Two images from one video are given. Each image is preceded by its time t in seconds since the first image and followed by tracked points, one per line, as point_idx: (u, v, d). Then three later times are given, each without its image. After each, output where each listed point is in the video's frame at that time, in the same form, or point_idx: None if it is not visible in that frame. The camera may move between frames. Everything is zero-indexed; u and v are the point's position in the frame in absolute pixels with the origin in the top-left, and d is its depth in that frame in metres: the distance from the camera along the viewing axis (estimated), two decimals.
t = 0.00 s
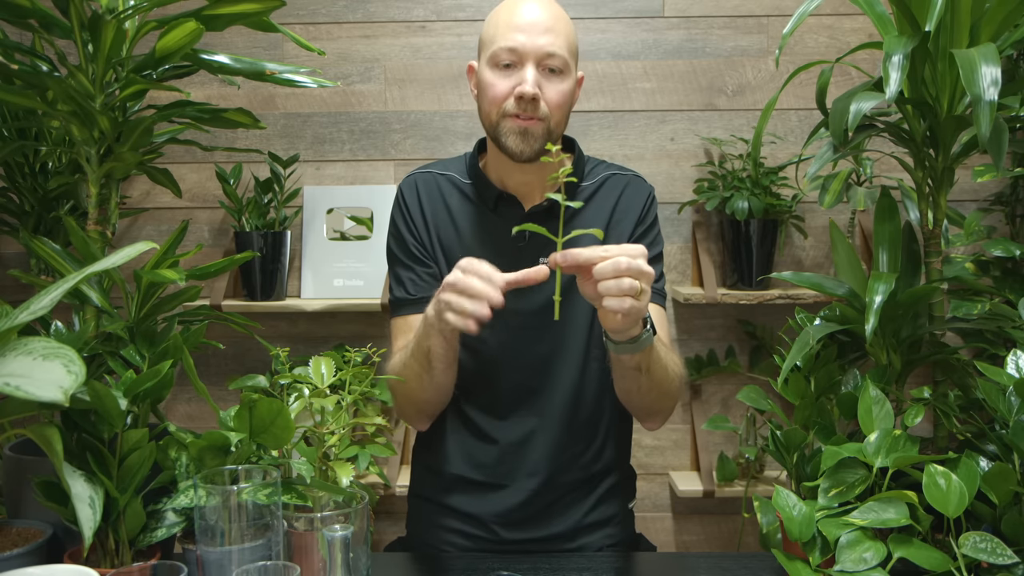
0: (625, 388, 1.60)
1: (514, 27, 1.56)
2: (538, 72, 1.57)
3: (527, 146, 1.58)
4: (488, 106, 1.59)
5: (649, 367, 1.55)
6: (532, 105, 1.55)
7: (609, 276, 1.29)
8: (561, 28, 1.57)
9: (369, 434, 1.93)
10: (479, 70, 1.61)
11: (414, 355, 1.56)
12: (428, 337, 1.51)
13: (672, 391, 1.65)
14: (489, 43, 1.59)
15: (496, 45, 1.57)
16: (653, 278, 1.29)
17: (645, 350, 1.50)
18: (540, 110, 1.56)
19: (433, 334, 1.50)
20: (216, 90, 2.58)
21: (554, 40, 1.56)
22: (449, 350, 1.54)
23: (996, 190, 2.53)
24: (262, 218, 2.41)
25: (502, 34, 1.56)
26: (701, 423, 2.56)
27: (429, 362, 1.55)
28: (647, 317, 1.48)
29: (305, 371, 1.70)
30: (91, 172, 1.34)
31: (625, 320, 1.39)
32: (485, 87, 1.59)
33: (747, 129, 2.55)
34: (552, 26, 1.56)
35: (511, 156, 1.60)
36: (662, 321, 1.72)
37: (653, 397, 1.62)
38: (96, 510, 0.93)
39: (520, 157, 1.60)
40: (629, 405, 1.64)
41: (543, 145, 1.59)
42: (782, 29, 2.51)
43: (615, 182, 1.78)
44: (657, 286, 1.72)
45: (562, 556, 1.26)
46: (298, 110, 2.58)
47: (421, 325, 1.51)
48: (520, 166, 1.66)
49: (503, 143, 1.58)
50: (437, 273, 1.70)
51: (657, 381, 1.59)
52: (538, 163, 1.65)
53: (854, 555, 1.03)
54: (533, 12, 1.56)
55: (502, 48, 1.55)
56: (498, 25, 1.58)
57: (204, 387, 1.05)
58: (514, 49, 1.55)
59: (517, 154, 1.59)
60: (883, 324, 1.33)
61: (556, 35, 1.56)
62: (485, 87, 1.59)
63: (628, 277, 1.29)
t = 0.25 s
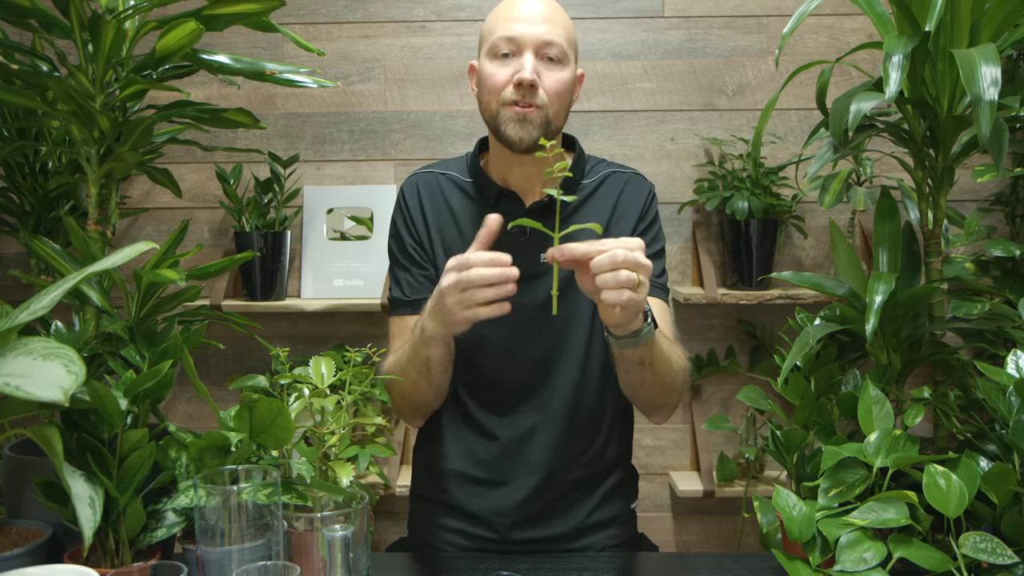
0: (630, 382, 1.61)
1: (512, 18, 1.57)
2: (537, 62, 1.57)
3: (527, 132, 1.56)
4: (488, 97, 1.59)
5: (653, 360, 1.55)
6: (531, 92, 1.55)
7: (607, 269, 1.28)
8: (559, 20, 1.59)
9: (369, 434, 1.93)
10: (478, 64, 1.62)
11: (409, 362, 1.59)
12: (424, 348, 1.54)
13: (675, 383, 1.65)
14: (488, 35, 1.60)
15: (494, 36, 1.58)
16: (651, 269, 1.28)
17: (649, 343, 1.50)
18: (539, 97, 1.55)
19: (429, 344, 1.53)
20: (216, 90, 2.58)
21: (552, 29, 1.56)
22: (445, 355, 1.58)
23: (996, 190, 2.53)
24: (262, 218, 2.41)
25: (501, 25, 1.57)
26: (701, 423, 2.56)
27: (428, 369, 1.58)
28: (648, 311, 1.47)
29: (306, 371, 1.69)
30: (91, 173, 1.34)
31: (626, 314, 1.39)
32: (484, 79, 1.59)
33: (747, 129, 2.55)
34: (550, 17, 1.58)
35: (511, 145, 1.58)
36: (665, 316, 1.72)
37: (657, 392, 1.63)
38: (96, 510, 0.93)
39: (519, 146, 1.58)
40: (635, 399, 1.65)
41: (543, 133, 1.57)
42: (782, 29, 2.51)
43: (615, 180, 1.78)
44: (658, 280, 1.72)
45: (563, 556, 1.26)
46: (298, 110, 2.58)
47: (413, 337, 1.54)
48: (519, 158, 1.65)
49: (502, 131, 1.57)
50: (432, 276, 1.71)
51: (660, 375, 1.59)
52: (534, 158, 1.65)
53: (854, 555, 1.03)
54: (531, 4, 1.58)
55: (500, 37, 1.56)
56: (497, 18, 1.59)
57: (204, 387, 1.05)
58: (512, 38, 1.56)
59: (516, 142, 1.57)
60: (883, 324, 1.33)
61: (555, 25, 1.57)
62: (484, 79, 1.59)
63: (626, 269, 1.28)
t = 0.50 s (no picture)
0: (636, 382, 1.62)
1: (510, 18, 1.57)
2: (535, 62, 1.57)
3: (526, 132, 1.55)
4: (487, 99, 1.59)
5: (659, 361, 1.56)
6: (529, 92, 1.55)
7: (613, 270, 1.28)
8: (556, 19, 1.58)
9: (369, 434, 1.93)
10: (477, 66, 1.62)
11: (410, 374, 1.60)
12: (422, 361, 1.57)
13: (684, 382, 1.65)
14: (485, 37, 1.60)
15: (492, 37, 1.58)
16: (655, 270, 1.28)
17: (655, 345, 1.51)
18: (537, 96, 1.55)
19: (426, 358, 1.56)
20: (216, 90, 2.58)
21: (550, 28, 1.56)
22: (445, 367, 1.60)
23: (996, 190, 2.53)
24: (262, 218, 2.41)
25: (498, 26, 1.58)
26: (701, 424, 2.56)
27: (429, 382, 1.60)
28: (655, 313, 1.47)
29: (305, 371, 1.70)
30: (91, 173, 1.34)
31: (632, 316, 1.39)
32: (482, 80, 1.60)
33: (747, 129, 2.55)
34: (548, 17, 1.58)
35: (510, 147, 1.57)
36: (670, 315, 1.72)
37: (664, 391, 1.63)
38: (96, 510, 0.93)
39: (518, 146, 1.57)
40: (641, 399, 1.66)
41: (542, 134, 1.56)
42: (782, 29, 2.51)
43: (616, 180, 1.78)
44: (662, 279, 1.72)
45: (563, 557, 1.26)
46: (298, 110, 2.58)
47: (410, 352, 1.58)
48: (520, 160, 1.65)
49: (501, 132, 1.56)
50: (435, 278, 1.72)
51: (668, 375, 1.60)
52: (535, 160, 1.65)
53: (854, 555, 1.03)
54: (528, 4, 1.58)
55: (497, 38, 1.56)
56: (494, 19, 1.60)
57: (204, 387, 1.05)
58: (510, 39, 1.56)
59: (515, 143, 1.56)
60: (883, 324, 1.33)
61: (552, 24, 1.57)
62: (482, 80, 1.60)
63: (632, 271, 1.28)
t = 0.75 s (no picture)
0: (640, 387, 1.60)
1: (509, 21, 1.56)
2: (536, 64, 1.57)
3: (529, 140, 1.57)
4: (487, 104, 1.60)
5: (662, 365, 1.55)
6: (532, 98, 1.57)
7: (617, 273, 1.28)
8: (558, 21, 1.58)
9: (369, 434, 1.93)
10: (477, 68, 1.62)
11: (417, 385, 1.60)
12: (430, 373, 1.57)
13: (685, 388, 1.65)
14: (485, 40, 1.59)
15: (492, 41, 1.57)
16: (660, 273, 1.29)
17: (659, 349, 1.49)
18: (541, 102, 1.57)
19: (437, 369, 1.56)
20: (216, 90, 2.58)
21: (550, 30, 1.56)
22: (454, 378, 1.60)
23: (996, 190, 2.53)
24: (262, 218, 2.41)
25: (498, 30, 1.57)
26: (701, 424, 2.56)
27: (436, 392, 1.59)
28: (656, 316, 1.48)
29: (306, 371, 1.71)
30: (91, 172, 1.34)
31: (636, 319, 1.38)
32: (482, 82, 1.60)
33: (747, 129, 2.55)
34: (548, 18, 1.57)
35: (513, 153, 1.60)
36: (673, 319, 1.72)
37: (667, 396, 1.62)
38: (97, 510, 0.93)
39: (522, 152, 1.59)
40: (644, 404, 1.65)
41: (546, 140, 1.59)
42: (782, 29, 2.51)
43: (620, 179, 1.78)
44: (666, 281, 1.72)
45: (566, 557, 1.26)
46: (298, 110, 2.58)
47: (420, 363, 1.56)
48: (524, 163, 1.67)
49: (503, 138, 1.58)
50: (444, 282, 1.71)
51: (671, 381, 1.59)
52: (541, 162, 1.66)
53: (854, 555, 1.03)
54: (528, 6, 1.57)
55: (497, 43, 1.56)
56: (493, 21, 1.58)
57: (204, 387, 1.05)
58: (510, 43, 1.56)
59: (519, 150, 1.59)
60: (883, 324, 1.33)
61: (552, 26, 1.56)
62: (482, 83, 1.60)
63: (636, 273, 1.28)
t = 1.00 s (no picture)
0: (642, 396, 1.60)
1: (510, 30, 1.54)
2: (538, 74, 1.56)
3: (534, 153, 1.59)
4: (489, 114, 1.60)
5: (664, 375, 1.54)
6: (535, 110, 1.56)
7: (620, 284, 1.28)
8: (560, 27, 1.55)
9: (369, 434, 1.93)
10: (478, 75, 1.61)
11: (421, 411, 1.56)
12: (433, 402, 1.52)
13: (689, 396, 1.64)
14: (485, 48, 1.57)
15: (493, 51, 1.55)
16: (664, 285, 1.28)
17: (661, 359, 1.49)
18: (544, 114, 1.57)
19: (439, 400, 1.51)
20: (216, 90, 2.58)
21: (552, 39, 1.54)
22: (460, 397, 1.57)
23: (996, 190, 2.53)
24: (262, 218, 2.41)
25: (498, 39, 1.55)
26: (701, 424, 2.56)
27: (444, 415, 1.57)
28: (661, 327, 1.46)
29: (305, 371, 1.71)
30: (91, 172, 1.34)
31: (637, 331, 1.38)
32: (484, 92, 1.59)
33: (747, 129, 2.55)
34: (549, 25, 1.54)
35: (518, 163, 1.62)
36: (677, 327, 1.71)
37: (670, 405, 1.62)
38: (97, 510, 0.93)
39: (526, 163, 1.62)
40: (647, 413, 1.64)
41: (550, 151, 1.60)
42: (782, 29, 2.51)
43: (626, 180, 1.78)
44: (671, 286, 1.72)
45: (567, 558, 1.26)
46: (298, 110, 2.58)
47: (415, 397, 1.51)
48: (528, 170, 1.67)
49: (508, 151, 1.60)
50: (448, 284, 1.70)
51: (673, 390, 1.58)
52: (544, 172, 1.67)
53: (854, 555, 1.03)
54: (529, 13, 1.54)
55: (498, 54, 1.54)
56: (494, 29, 1.56)
57: (204, 387, 1.05)
58: (511, 54, 1.54)
59: (524, 162, 1.61)
60: (883, 324, 1.33)
61: (554, 33, 1.54)
62: (484, 93, 1.59)
63: (639, 285, 1.28)
